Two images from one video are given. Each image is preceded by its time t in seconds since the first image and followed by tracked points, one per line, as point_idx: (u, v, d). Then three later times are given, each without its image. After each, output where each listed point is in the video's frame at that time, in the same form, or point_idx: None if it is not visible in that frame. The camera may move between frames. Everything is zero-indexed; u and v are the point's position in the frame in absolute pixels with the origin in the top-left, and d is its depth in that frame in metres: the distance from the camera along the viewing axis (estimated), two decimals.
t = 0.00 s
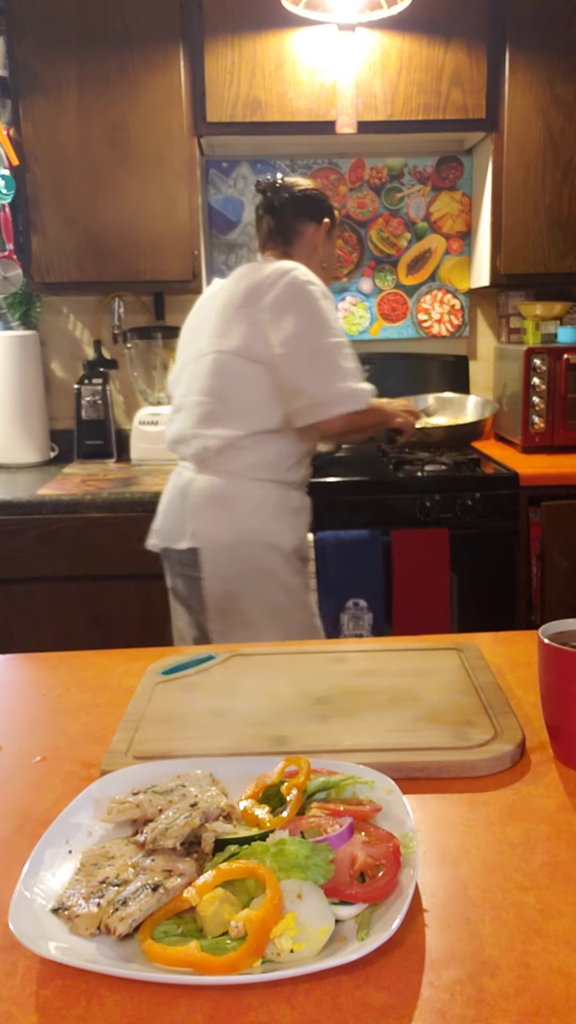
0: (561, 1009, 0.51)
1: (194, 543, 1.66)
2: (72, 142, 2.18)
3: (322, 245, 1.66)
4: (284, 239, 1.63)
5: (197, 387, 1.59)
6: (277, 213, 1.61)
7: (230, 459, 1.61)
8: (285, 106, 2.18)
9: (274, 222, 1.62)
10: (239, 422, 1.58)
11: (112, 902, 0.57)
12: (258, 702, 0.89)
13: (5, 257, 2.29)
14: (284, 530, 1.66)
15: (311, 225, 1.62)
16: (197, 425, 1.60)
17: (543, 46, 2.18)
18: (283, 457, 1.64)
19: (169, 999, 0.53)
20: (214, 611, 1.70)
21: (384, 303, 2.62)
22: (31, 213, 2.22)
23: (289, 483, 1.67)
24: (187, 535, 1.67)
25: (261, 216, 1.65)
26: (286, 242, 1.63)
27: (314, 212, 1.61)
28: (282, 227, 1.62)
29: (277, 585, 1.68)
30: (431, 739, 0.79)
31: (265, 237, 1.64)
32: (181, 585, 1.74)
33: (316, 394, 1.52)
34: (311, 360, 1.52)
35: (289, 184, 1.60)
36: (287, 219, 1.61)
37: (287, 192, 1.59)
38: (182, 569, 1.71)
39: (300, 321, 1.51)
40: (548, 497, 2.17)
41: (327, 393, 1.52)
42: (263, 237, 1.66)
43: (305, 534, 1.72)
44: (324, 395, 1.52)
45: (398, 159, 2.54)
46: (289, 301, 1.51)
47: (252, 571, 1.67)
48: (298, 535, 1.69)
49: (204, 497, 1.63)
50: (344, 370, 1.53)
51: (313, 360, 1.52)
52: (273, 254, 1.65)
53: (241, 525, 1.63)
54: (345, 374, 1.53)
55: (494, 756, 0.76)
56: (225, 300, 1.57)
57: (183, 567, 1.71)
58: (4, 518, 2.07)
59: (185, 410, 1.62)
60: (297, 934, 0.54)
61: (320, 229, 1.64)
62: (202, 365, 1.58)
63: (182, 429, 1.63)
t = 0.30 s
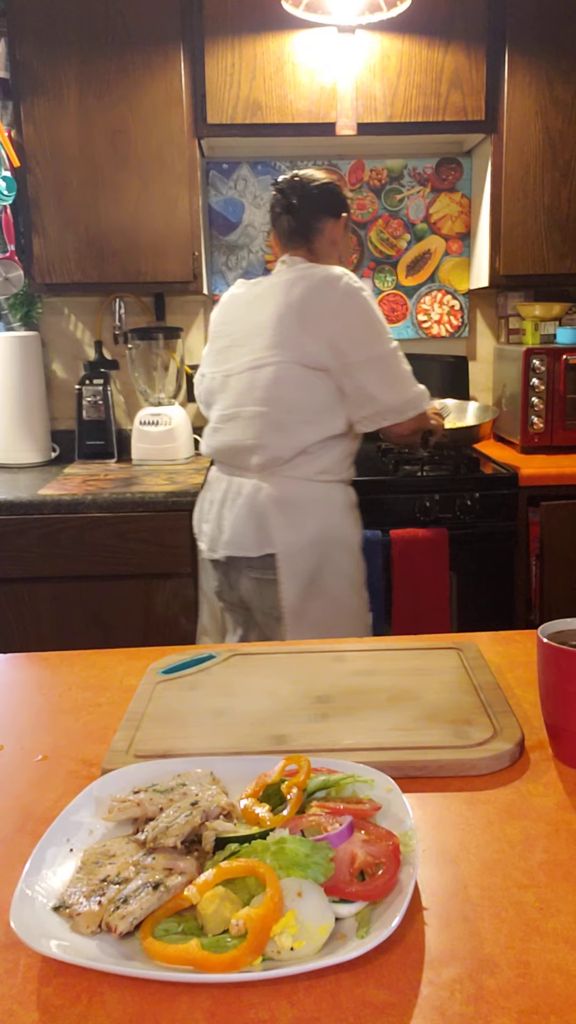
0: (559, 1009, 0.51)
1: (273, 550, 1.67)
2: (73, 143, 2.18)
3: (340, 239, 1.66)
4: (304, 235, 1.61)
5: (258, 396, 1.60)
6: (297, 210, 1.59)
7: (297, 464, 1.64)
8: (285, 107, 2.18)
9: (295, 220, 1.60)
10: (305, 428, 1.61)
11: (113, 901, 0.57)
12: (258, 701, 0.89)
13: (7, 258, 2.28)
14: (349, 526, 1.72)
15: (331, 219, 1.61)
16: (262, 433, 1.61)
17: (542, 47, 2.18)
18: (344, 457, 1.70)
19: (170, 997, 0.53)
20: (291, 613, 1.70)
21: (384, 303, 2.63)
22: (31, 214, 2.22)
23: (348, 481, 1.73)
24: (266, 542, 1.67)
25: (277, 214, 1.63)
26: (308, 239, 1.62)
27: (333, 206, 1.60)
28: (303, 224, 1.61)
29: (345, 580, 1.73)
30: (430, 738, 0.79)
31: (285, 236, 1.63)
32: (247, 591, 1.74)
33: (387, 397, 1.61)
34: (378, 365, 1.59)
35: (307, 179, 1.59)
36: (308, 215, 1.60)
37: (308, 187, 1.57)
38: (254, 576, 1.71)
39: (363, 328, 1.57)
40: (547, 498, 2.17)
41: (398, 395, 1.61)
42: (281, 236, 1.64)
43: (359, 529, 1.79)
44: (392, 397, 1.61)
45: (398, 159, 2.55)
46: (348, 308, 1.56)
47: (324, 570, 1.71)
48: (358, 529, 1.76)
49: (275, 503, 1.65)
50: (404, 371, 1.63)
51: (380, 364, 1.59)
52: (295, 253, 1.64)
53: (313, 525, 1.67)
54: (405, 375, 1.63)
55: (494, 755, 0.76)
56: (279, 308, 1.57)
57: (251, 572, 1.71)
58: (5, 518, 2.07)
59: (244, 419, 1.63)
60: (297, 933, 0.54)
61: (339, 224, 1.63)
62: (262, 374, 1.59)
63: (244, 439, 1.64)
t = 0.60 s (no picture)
0: (559, 1009, 0.51)
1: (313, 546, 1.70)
2: (72, 143, 2.18)
3: (366, 235, 1.67)
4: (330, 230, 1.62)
5: (293, 397, 1.61)
6: (324, 207, 1.60)
7: (334, 462, 1.67)
8: (285, 107, 2.18)
9: (320, 216, 1.61)
10: (341, 428, 1.64)
11: (113, 901, 0.57)
12: (258, 701, 0.89)
13: (7, 257, 2.28)
14: (386, 519, 1.75)
15: (357, 217, 1.62)
16: (297, 434, 1.63)
17: (542, 47, 2.18)
18: (377, 452, 1.73)
19: (169, 997, 0.53)
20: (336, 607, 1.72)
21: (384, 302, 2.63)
22: (32, 214, 2.22)
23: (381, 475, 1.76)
24: (307, 539, 1.70)
25: (303, 208, 1.63)
26: (332, 236, 1.63)
27: (359, 205, 1.61)
28: (329, 221, 1.61)
29: (385, 572, 1.74)
30: (430, 738, 0.79)
31: (310, 231, 1.64)
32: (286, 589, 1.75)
33: (421, 397, 1.64)
34: (412, 366, 1.62)
35: (335, 176, 1.59)
36: (334, 212, 1.61)
37: (336, 184, 1.58)
38: (295, 574, 1.72)
39: (397, 330, 1.59)
40: (547, 498, 2.17)
41: (430, 395, 1.64)
42: (305, 231, 1.65)
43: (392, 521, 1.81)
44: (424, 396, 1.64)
45: (397, 159, 2.55)
46: (382, 310, 1.58)
47: (364, 562, 1.72)
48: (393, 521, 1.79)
49: (315, 500, 1.68)
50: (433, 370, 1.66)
51: (414, 363, 1.62)
52: (319, 248, 1.65)
53: (353, 519, 1.70)
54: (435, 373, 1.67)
55: (493, 756, 0.76)
56: (314, 309, 1.57)
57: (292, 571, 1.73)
58: (5, 518, 2.07)
59: (278, 420, 1.63)
60: (297, 933, 0.54)
61: (365, 221, 1.64)
62: (297, 375, 1.60)
63: (279, 440, 1.64)
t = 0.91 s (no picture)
0: (558, 1009, 0.51)
1: (328, 542, 1.69)
2: (72, 143, 2.18)
3: (391, 238, 1.68)
4: (353, 229, 1.63)
5: (308, 396, 1.63)
6: (349, 208, 1.61)
7: (348, 462, 1.67)
8: (285, 107, 2.18)
9: (345, 216, 1.62)
10: (354, 429, 1.64)
11: (113, 901, 0.57)
12: (258, 701, 0.89)
13: (6, 257, 2.30)
14: (399, 516, 1.74)
15: (382, 219, 1.63)
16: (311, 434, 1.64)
17: (542, 46, 2.18)
18: (392, 454, 1.73)
19: (169, 997, 0.53)
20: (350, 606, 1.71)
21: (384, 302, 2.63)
22: (32, 214, 2.22)
23: (395, 475, 1.76)
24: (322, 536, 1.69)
25: (329, 207, 1.64)
26: (357, 236, 1.64)
27: (385, 207, 1.62)
28: (354, 222, 1.62)
29: (399, 569, 1.74)
30: (430, 738, 0.79)
31: (334, 231, 1.65)
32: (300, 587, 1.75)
33: (432, 404, 1.63)
34: (424, 371, 1.61)
35: (363, 177, 1.60)
36: (360, 213, 1.62)
37: (363, 186, 1.59)
38: (311, 571, 1.72)
39: (412, 334, 1.59)
40: (547, 498, 2.17)
41: (441, 402, 1.63)
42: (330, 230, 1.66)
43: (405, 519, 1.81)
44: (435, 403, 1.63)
45: (397, 159, 2.55)
46: (397, 314, 1.58)
47: (377, 562, 1.72)
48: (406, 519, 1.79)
49: (330, 499, 1.67)
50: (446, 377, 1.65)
51: (427, 369, 1.61)
52: (342, 248, 1.66)
53: (368, 517, 1.69)
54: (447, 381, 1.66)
55: (493, 755, 0.76)
56: (330, 310, 1.59)
57: (307, 569, 1.72)
58: (5, 518, 2.07)
59: (293, 419, 1.65)
60: (297, 933, 0.54)
61: (388, 222, 1.65)
62: (313, 375, 1.61)
63: (293, 438, 1.66)
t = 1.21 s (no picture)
0: (559, 1010, 0.51)
1: (334, 541, 1.68)
2: (72, 142, 2.18)
3: (422, 242, 1.68)
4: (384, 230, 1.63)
5: (319, 397, 1.63)
6: (382, 208, 1.61)
7: (358, 463, 1.66)
8: (285, 107, 2.18)
9: (377, 216, 1.63)
10: (364, 432, 1.64)
11: (112, 902, 0.57)
12: (258, 702, 0.89)
13: (6, 257, 2.30)
14: (408, 518, 1.73)
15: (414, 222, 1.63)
16: (321, 434, 1.65)
17: (543, 45, 2.18)
18: (403, 457, 1.72)
19: (168, 999, 0.53)
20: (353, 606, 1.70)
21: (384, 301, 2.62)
22: (31, 213, 2.22)
23: (407, 477, 1.75)
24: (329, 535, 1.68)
25: (362, 207, 1.64)
26: (387, 237, 1.64)
27: (417, 211, 1.62)
28: (385, 222, 1.63)
29: (405, 571, 1.73)
30: (430, 739, 0.79)
31: (365, 230, 1.65)
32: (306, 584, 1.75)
33: (438, 415, 1.62)
34: (431, 380, 1.61)
35: (399, 179, 1.60)
36: (392, 215, 1.62)
37: (398, 187, 1.59)
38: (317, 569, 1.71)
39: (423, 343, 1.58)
40: (548, 497, 2.17)
41: (446, 413, 1.63)
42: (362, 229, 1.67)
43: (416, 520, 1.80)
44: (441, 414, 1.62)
45: (398, 159, 2.55)
46: (410, 320, 1.57)
47: (382, 564, 1.71)
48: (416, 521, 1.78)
49: (338, 499, 1.66)
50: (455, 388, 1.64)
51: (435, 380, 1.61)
52: (372, 249, 1.66)
53: (376, 517, 1.69)
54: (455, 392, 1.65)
55: (494, 756, 0.76)
56: (344, 314, 1.59)
57: (313, 566, 1.72)
58: (5, 517, 2.07)
59: (304, 418, 1.66)
60: (297, 934, 0.54)
61: (421, 226, 1.65)
62: (324, 376, 1.61)
63: (303, 437, 1.67)
